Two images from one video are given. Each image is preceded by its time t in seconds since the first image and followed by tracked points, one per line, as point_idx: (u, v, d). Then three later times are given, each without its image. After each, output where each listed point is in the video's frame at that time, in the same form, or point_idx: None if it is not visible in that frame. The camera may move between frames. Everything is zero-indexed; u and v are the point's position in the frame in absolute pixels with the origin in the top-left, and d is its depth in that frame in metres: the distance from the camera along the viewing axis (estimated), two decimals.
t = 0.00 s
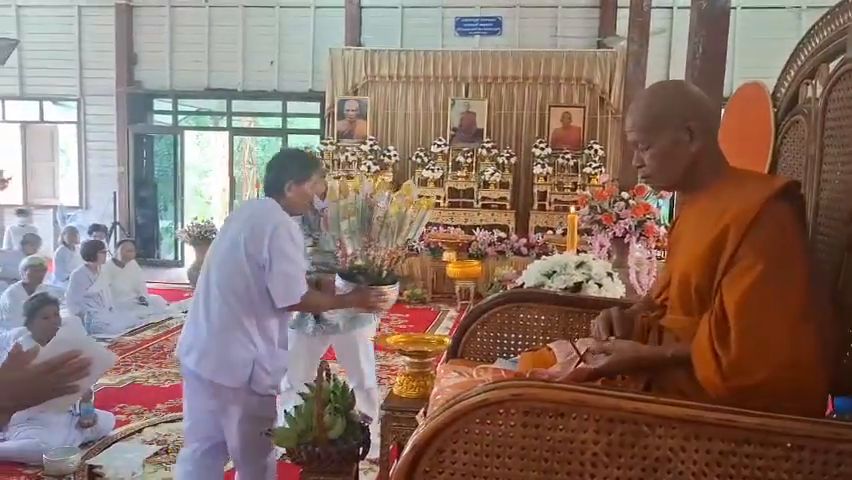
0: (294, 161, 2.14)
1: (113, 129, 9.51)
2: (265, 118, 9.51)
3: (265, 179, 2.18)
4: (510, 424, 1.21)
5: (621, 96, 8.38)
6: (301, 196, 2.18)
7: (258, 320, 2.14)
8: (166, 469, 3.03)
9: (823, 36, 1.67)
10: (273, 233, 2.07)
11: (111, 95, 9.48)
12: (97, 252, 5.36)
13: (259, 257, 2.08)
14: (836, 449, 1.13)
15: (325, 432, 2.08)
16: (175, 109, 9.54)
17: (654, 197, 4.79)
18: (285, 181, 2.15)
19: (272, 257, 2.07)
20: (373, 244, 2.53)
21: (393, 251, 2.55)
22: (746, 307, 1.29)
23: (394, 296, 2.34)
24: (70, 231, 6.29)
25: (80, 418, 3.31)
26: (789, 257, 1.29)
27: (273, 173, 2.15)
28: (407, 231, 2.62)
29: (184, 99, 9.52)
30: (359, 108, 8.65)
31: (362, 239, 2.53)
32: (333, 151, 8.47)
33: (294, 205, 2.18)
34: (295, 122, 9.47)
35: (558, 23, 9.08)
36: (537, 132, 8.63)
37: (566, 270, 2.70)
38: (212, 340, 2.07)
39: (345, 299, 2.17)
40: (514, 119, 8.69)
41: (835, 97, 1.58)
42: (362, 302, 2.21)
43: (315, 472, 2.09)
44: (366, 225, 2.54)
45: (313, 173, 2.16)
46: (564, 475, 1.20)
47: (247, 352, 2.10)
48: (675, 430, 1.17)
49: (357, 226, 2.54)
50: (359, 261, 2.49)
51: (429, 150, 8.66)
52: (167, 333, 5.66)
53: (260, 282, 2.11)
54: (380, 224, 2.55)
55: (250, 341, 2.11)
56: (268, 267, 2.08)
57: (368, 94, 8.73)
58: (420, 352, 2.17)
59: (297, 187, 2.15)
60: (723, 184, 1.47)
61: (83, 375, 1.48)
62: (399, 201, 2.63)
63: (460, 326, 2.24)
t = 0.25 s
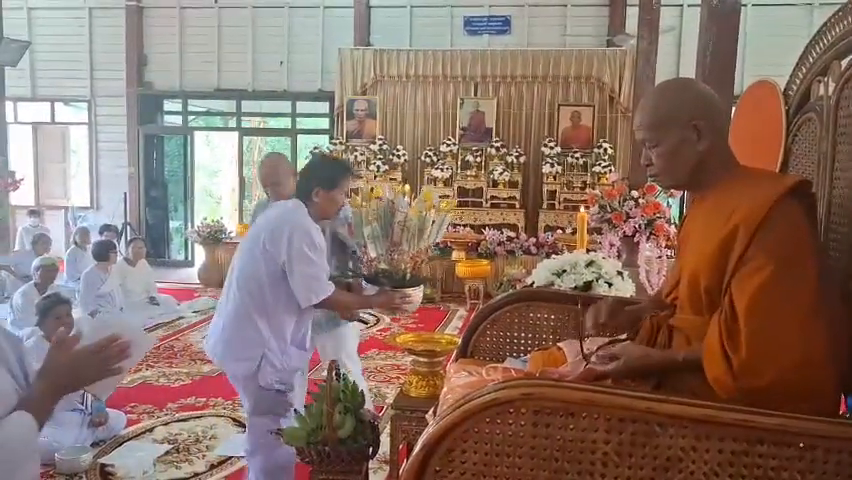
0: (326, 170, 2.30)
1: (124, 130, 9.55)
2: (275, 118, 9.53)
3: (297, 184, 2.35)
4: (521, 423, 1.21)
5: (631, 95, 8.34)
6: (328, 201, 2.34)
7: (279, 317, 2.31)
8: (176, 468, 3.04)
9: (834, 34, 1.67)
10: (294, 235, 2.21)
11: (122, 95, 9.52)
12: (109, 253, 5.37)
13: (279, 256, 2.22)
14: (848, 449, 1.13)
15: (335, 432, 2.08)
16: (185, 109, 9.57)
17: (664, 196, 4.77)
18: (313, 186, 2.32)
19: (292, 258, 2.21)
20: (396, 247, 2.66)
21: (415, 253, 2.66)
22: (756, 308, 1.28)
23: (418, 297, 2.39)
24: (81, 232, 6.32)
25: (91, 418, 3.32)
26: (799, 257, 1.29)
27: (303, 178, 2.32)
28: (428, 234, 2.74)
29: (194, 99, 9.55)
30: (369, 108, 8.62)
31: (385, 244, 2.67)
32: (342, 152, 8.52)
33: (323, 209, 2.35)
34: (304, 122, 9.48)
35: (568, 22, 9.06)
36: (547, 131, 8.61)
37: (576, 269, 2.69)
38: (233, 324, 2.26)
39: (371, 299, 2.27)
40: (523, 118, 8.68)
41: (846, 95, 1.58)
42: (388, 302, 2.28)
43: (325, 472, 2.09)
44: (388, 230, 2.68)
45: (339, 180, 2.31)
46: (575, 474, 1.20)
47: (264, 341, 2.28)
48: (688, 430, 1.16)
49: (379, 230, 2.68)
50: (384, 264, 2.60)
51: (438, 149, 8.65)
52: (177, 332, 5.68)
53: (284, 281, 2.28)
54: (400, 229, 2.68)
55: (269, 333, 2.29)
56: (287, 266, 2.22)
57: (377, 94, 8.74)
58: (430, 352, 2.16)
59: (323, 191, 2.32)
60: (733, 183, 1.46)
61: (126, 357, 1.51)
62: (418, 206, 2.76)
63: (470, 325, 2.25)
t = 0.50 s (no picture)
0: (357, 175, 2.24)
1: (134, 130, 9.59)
2: (284, 118, 9.55)
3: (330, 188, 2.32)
4: (534, 419, 1.20)
5: (641, 92, 8.30)
6: (360, 208, 2.27)
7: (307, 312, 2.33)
8: (188, 466, 3.04)
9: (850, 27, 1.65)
10: (319, 236, 2.21)
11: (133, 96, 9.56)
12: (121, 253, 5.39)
13: (304, 255, 2.24)
14: None
15: (346, 429, 2.08)
16: (195, 109, 9.61)
17: (676, 194, 4.74)
18: (342, 192, 2.27)
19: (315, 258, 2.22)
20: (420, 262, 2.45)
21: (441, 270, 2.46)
22: (772, 303, 1.26)
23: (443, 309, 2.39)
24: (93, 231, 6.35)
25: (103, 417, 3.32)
26: (815, 251, 1.27)
27: (335, 184, 2.28)
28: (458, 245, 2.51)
29: (204, 99, 9.58)
30: (378, 106, 8.65)
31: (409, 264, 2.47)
32: (352, 150, 8.35)
33: (353, 217, 2.29)
34: (314, 121, 9.49)
35: (577, 19, 9.02)
36: (556, 128, 8.58)
37: (587, 266, 2.68)
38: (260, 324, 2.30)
39: (398, 304, 2.25)
40: (533, 116, 8.65)
41: None
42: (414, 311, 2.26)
43: (337, 470, 2.09)
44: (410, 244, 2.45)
45: (372, 190, 2.25)
46: (589, 470, 1.19)
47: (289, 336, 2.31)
48: (703, 427, 1.15)
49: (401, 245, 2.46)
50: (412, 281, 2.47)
51: (448, 148, 8.64)
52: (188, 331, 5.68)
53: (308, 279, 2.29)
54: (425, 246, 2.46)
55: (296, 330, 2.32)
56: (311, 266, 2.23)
57: (386, 93, 8.74)
58: (440, 349, 2.16)
59: (353, 199, 2.26)
60: (746, 177, 1.44)
61: (173, 331, 1.50)
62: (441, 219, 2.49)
63: (481, 323, 2.23)
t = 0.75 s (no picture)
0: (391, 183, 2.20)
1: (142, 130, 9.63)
2: (291, 117, 9.55)
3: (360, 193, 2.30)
4: (548, 415, 1.19)
5: (649, 90, 8.26)
6: (389, 214, 2.25)
7: (330, 307, 2.37)
8: (197, 464, 3.04)
9: None
10: (346, 239, 2.23)
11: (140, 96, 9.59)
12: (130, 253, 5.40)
13: (329, 256, 2.26)
14: None
15: (355, 427, 2.07)
16: (203, 109, 9.62)
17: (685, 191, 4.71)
18: (372, 198, 2.24)
19: (341, 260, 2.23)
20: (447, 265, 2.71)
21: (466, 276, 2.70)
22: (789, 296, 1.25)
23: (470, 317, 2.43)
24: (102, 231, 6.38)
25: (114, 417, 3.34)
26: (830, 243, 1.26)
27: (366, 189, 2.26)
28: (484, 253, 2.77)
29: (211, 99, 9.60)
30: (385, 105, 8.66)
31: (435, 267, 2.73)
32: (359, 149, 8.33)
33: (382, 221, 2.27)
34: (321, 121, 9.49)
35: (585, 17, 8.99)
36: (563, 127, 8.56)
37: (598, 262, 2.66)
38: (285, 322, 2.33)
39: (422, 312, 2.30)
40: (540, 114, 8.63)
41: None
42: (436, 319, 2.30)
43: (346, 468, 2.09)
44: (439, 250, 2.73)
45: (403, 198, 2.22)
46: (603, 467, 1.18)
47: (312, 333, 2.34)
48: (719, 421, 1.14)
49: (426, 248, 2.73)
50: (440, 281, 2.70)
51: (455, 146, 8.63)
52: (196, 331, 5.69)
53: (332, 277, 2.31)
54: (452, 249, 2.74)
55: (319, 325, 2.36)
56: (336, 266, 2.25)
57: (393, 92, 8.73)
58: (450, 347, 2.16)
59: (382, 206, 2.23)
60: (757, 169, 1.43)
61: (203, 318, 1.48)
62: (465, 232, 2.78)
63: (491, 320, 2.23)
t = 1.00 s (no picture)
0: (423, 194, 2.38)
1: (145, 130, 9.64)
2: (293, 116, 9.56)
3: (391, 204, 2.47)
4: (554, 413, 1.19)
5: (651, 87, 8.25)
6: (419, 225, 2.42)
7: (352, 311, 2.50)
8: (202, 463, 3.04)
9: None
10: (377, 245, 2.37)
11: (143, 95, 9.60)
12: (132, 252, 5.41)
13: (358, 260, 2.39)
14: None
15: (360, 426, 2.08)
16: (205, 108, 9.64)
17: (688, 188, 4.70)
18: (403, 209, 2.41)
19: (370, 264, 2.37)
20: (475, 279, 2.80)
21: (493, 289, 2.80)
22: (793, 293, 1.25)
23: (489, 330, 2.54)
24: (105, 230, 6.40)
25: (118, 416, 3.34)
26: (832, 240, 1.26)
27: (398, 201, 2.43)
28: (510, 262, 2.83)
29: (214, 99, 9.61)
30: (387, 104, 8.66)
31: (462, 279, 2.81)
32: (362, 148, 8.32)
33: (411, 231, 2.43)
34: (323, 120, 9.49)
35: (587, 14, 8.98)
36: (566, 124, 8.55)
37: (601, 260, 2.66)
38: (309, 320, 2.44)
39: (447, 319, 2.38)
40: (543, 112, 8.63)
41: None
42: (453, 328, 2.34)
43: (351, 467, 2.09)
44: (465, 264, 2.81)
45: (433, 210, 2.39)
46: (609, 464, 1.18)
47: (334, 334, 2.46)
48: (725, 419, 1.14)
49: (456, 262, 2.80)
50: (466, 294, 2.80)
51: (457, 145, 8.63)
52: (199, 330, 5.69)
53: (357, 281, 2.45)
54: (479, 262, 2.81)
55: (342, 328, 2.48)
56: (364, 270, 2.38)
57: (395, 90, 8.73)
58: (454, 346, 2.15)
59: (412, 216, 2.40)
60: (758, 166, 1.43)
61: (226, 299, 1.56)
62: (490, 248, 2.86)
63: (495, 318, 2.23)
